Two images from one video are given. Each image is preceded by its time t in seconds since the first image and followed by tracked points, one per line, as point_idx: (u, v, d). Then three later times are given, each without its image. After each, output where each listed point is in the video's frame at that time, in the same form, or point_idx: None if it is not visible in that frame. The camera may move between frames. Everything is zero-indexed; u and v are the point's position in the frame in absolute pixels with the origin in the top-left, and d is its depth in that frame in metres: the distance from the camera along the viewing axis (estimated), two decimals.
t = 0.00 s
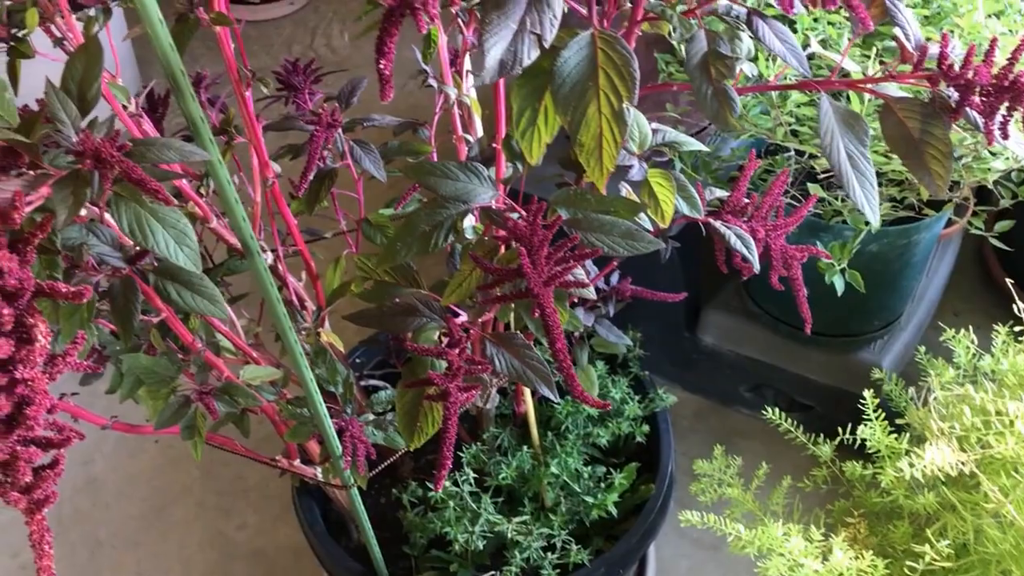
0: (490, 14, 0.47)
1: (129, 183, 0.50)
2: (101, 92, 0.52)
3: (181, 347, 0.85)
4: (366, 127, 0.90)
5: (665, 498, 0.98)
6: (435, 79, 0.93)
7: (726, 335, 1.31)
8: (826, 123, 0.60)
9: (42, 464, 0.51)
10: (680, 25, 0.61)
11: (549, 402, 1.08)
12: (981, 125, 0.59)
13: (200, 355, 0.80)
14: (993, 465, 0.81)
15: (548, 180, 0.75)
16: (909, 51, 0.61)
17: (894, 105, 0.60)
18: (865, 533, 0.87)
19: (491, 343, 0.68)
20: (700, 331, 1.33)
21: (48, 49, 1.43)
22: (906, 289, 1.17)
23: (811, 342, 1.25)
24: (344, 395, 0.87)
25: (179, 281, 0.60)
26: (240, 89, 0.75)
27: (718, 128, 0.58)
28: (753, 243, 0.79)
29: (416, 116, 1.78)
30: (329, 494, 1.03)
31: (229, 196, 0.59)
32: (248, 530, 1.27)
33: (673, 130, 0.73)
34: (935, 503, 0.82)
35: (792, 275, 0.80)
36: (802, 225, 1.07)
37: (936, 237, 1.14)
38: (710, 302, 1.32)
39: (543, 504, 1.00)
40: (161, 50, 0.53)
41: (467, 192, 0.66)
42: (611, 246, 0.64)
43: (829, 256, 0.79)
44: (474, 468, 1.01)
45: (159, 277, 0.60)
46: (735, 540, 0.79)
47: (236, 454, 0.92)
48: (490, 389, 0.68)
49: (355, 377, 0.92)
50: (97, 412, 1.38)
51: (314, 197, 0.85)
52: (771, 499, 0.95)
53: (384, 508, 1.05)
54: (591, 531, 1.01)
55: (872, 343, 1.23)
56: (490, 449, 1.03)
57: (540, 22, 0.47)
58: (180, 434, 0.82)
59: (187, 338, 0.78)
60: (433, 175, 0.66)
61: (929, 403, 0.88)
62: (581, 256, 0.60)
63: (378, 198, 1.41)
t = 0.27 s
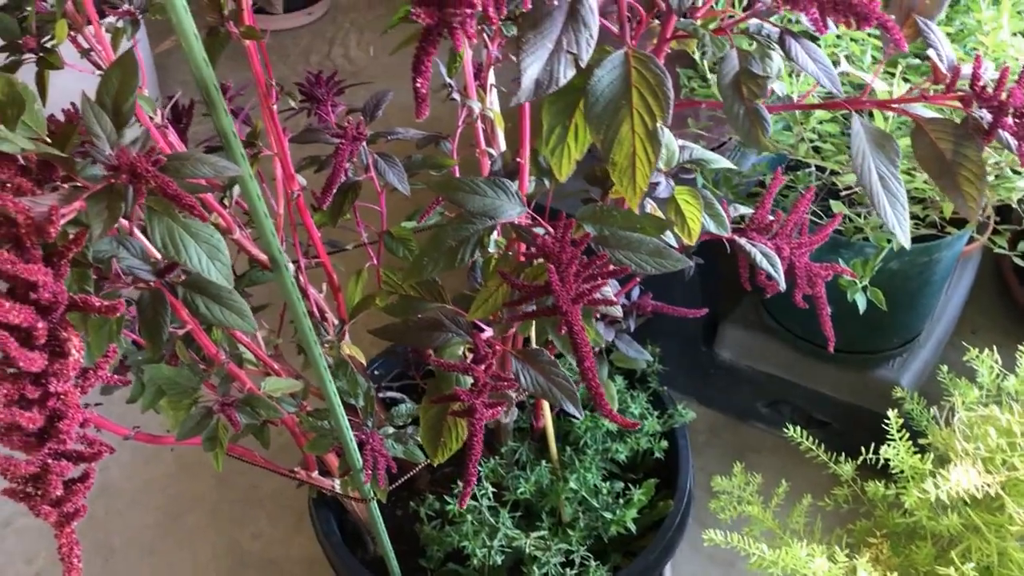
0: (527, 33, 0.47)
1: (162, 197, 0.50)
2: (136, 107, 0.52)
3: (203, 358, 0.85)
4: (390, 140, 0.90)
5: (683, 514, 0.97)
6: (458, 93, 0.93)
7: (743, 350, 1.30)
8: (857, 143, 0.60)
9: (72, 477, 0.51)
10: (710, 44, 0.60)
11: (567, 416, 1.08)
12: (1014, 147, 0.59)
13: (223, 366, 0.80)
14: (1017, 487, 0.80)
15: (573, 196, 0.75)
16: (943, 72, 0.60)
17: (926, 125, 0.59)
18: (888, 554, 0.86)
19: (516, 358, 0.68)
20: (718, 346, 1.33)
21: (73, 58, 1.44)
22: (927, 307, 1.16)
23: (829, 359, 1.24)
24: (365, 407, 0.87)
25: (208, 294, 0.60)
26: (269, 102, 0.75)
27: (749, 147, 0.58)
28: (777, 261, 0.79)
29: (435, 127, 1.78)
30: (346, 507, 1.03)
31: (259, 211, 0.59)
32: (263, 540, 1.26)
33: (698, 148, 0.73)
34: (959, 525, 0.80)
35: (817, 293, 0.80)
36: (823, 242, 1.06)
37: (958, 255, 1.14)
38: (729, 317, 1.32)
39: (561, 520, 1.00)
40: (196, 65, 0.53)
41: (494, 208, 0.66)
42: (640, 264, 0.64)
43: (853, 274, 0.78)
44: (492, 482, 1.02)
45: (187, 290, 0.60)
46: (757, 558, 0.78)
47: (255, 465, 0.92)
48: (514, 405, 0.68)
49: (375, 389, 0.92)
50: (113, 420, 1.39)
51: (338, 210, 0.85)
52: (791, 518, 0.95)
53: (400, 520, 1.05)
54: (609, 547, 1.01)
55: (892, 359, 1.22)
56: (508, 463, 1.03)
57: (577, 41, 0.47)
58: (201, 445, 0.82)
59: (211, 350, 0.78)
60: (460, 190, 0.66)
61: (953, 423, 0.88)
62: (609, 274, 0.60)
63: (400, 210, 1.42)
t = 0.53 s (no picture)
0: (556, 41, 0.47)
1: (189, 203, 0.50)
2: (163, 112, 0.52)
3: (220, 363, 0.85)
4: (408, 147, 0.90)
5: (697, 525, 0.97)
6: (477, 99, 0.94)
7: (755, 359, 1.30)
8: (882, 154, 0.60)
9: (95, 482, 0.51)
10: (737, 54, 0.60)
11: (580, 425, 1.07)
12: None
13: (241, 372, 0.80)
14: None
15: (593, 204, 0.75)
16: (970, 83, 0.61)
17: (952, 136, 0.59)
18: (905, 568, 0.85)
19: (535, 367, 0.68)
20: (730, 355, 1.32)
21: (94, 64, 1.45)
22: (943, 318, 1.16)
23: (844, 369, 1.24)
24: (381, 414, 0.87)
25: (231, 299, 0.60)
26: (290, 108, 0.75)
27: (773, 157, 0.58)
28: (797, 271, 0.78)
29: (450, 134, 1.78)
30: (360, 513, 1.03)
31: (283, 217, 0.59)
32: (274, 546, 1.26)
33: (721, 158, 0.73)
34: (978, 538, 0.79)
35: (835, 303, 0.80)
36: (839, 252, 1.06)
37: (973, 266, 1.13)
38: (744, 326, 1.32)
39: (574, 529, 1.00)
40: (223, 70, 0.53)
41: (516, 215, 0.66)
42: (662, 274, 0.64)
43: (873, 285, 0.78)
44: (507, 490, 1.02)
45: (210, 295, 0.60)
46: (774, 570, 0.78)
47: (270, 471, 0.92)
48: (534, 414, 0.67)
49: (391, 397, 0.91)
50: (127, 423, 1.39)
51: (356, 216, 0.86)
52: (806, 529, 0.94)
53: (413, 528, 1.05)
54: (622, 557, 1.00)
55: (907, 369, 1.22)
56: (522, 472, 1.03)
57: (606, 49, 0.47)
58: (218, 450, 0.82)
59: (229, 355, 0.78)
60: (482, 199, 0.66)
61: (971, 435, 0.87)
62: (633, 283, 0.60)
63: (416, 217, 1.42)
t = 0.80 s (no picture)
0: (581, 48, 0.47)
1: (213, 209, 0.50)
2: (186, 118, 0.52)
3: (235, 368, 0.85)
4: (422, 153, 0.90)
5: (709, 531, 0.96)
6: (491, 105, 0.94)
7: (764, 364, 1.31)
8: (903, 161, 0.60)
9: (117, 487, 0.51)
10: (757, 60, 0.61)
11: (592, 430, 1.08)
12: None
13: (256, 377, 0.80)
14: None
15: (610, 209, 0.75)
16: (990, 90, 0.61)
17: (973, 143, 0.59)
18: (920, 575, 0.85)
19: (553, 373, 0.68)
20: (741, 361, 1.32)
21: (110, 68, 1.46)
22: (954, 324, 1.16)
23: (854, 375, 1.25)
24: (395, 419, 0.87)
25: (251, 305, 0.60)
26: (307, 114, 0.75)
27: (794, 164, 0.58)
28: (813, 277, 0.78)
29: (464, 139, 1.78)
30: (371, 518, 1.03)
31: (303, 223, 0.58)
32: (284, 550, 1.26)
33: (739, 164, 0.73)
34: (994, 545, 0.79)
35: (851, 309, 0.79)
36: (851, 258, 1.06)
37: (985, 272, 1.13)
38: (753, 331, 1.33)
39: (587, 535, 0.99)
40: (245, 76, 0.53)
41: (534, 222, 0.66)
42: (680, 280, 0.64)
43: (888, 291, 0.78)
44: (518, 495, 1.02)
45: (230, 300, 0.60)
46: None
47: (282, 475, 0.92)
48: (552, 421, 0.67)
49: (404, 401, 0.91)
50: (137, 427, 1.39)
51: (371, 221, 0.86)
52: (819, 535, 0.94)
53: (424, 533, 1.04)
54: (634, 562, 1.00)
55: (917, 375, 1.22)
56: (534, 477, 1.03)
57: (631, 57, 0.47)
58: (232, 455, 0.82)
59: (245, 360, 0.78)
60: (501, 205, 0.66)
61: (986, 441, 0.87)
62: (653, 290, 0.60)
63: (428, 222, 1.42)
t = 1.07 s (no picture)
0: (608, 53, 0.46)
1: (232, 217, 0.50)
2: (205, 125, 0.51)
3: (247, 375, 0.84)
4: (434, 157, 0.90)
5: (724, 538, 0.95)
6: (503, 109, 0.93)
7: (775, 368, 1.30)
8: (928, 165, 0.59)
9: (135, 501, 0.50)
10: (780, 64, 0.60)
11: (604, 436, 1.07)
12: None
13: (270, 384, 0.79)
14: None
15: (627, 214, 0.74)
16: (1016, 92, 0.60)
17: (999, 147, 0.58)
18: None
19: (573, 381, 0.67)
20: (752, 365, 1.32)
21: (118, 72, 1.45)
22: (968, 326, 1.15)
23: (865, 377, 1.24)
24: (408, 426, 0.86)
25: (268, 313, 0.59)
26: (321, 119, 0.74)
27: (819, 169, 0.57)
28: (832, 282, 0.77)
29: (474, 142, 1.77)
30: (383, 525, 1.02)
31: (320, 231, 0.57)
32: (294, 557, 1.25)
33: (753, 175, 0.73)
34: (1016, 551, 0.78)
35: (870, 314, 0.78)
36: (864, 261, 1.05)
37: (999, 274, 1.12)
38: (763, 334, 1.32)
39: (600, 542, 0.99)
40: (264, 83, 0.52)
41: (553, 227, 0.66)
42: (703, 286, 0.64)
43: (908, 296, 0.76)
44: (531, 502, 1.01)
45: (247, 309, 0.59)
46: None
47: (294, 483, 0.92)
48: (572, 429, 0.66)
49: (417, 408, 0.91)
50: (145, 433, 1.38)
51: (384, 227, 0.85)
52: (835, 542, 0.93)
53: (436, 540, 1.04)
54: (648, 569, 0.99)
55: (931, 378, 1.21)
56: (547, 484, 1.02)
57: (658, 62, 0.46)
58: (245, 464, 0.81)
59: (259, 368, 0.77)
60: (519, 211, 0.66)
61: (1006, 447, 0.86)
62: (675, 297, 0.59)
63: (436, 226, 1.41)
